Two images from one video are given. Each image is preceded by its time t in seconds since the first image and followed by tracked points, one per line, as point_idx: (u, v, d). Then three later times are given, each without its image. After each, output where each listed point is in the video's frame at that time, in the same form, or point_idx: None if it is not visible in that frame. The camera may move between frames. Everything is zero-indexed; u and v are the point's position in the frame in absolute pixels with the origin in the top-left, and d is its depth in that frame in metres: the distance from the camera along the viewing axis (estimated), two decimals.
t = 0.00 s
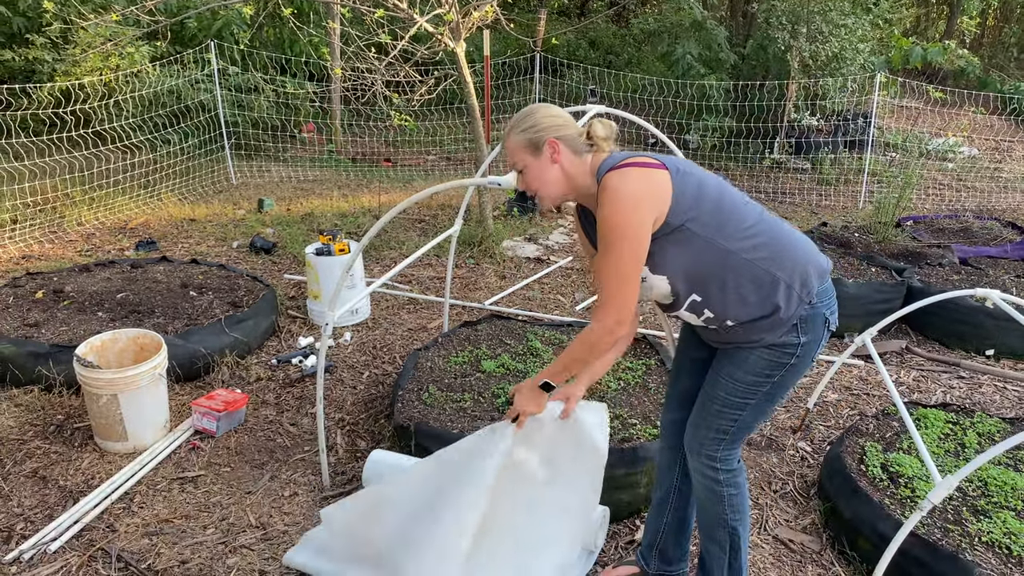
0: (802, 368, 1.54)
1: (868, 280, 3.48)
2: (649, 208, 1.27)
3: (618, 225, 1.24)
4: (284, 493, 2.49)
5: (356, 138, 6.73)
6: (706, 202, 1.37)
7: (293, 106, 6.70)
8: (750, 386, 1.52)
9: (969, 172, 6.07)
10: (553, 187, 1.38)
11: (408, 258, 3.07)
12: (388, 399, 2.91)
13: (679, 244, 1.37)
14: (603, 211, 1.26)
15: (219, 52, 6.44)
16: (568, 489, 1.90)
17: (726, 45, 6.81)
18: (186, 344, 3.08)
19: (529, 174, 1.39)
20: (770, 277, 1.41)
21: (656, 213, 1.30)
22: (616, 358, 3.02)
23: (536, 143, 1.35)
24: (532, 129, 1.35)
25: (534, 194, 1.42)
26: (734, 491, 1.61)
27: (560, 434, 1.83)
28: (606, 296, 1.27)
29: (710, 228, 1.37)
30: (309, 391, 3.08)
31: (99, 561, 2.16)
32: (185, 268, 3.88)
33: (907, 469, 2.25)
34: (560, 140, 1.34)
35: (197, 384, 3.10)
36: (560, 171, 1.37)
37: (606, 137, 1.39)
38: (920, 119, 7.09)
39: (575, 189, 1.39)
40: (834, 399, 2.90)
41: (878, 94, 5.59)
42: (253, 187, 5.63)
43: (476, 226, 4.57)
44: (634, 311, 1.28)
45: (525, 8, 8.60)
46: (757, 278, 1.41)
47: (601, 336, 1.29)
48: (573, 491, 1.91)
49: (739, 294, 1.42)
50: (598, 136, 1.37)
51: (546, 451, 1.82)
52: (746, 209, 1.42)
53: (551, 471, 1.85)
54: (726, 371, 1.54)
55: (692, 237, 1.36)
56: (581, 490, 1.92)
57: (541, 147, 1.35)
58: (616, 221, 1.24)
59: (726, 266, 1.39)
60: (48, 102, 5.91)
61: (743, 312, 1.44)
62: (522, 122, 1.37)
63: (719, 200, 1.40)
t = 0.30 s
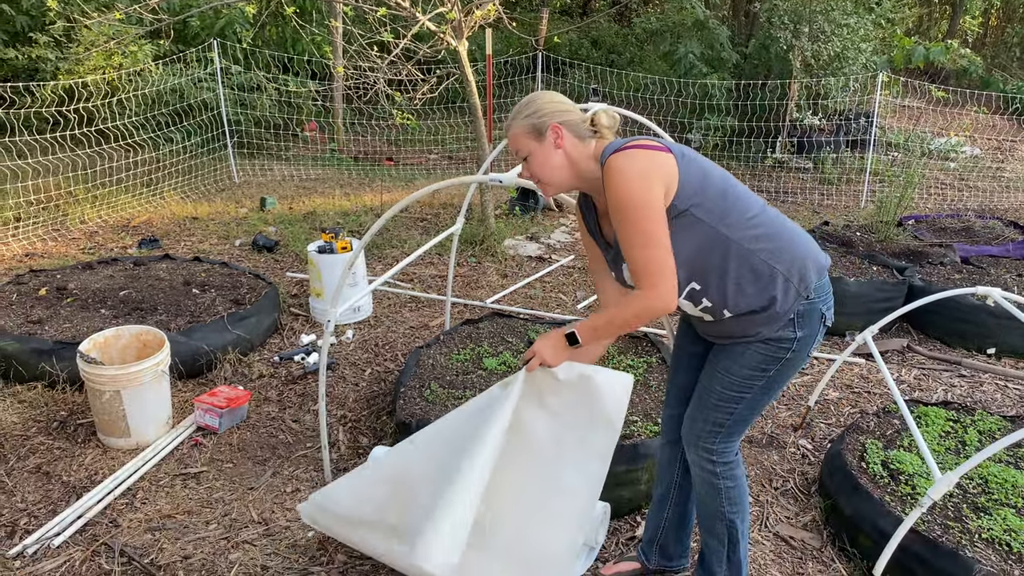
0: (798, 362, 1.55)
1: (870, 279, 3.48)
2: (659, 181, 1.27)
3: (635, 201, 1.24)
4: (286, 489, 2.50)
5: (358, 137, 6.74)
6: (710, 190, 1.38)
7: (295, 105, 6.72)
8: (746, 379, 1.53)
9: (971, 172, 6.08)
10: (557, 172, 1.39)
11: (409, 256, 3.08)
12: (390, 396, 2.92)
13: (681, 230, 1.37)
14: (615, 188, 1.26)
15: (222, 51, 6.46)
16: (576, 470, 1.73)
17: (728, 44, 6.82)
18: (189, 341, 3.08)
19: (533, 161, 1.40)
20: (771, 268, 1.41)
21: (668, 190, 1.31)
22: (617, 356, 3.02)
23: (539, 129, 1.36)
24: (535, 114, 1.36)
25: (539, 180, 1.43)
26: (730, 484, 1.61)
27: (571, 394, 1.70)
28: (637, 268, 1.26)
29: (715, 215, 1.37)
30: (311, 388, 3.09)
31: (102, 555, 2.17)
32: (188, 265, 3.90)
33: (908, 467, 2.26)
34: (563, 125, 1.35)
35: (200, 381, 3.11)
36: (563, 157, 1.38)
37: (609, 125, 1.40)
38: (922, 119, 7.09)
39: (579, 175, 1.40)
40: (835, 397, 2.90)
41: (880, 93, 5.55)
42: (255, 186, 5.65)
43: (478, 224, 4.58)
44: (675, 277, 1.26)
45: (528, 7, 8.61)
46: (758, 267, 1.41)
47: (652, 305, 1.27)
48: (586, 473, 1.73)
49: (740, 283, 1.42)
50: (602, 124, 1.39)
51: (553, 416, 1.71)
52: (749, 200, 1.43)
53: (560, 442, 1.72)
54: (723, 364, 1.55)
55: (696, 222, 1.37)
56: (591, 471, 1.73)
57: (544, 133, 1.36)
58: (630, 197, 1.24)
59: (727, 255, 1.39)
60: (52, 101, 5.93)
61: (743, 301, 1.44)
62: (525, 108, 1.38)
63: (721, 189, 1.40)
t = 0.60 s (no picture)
0: (804, 357, 1.55)
1: (870, 279, 3.48)
2: (658, 173, 1.29)
3: (638, 192, 1.25)
4: (288, 486, 2.51)
5: (358, 137, 6.76)
6: (709, 185, 1.39)
7: (297, 104, 6.74)
8: (753, 376, 1.54)
9: (972, 172, 6.09)
10: (553, 182, 1.41)
11: (411, 255, 3.09)
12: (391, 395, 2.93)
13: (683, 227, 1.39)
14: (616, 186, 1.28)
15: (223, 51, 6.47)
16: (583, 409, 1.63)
17: (729, 44, 6.82)
18: (191, 340, 3.09)
19: (530, 171, 1.42)
20: (772, 262, 1.42)
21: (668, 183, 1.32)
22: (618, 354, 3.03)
23: (533, 139, 1.38)
24: (531, 125, 1.39)
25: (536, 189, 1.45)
26: (739, 482, 1.62)
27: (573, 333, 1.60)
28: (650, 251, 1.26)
29: (715, 210, 1.39)
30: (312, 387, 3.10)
31: (105, 552, 2.18)
32: (189, 264, 3.91)
33: (907, 465, 2.27)
34: (557, 134, 1.38)
35: (202, 379, 3.12)
36: (559, 166, 1.40)
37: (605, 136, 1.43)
38: (922, 119, 7.11)
39: (576, 182, 1.41)
40: (834, 396, 2.91)
41: (881, 93, 5.53)
42: (257, 185, 5.67)
43: (478, 223, 4.59)
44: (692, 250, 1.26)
45: (529, 7, 8.62)
46: (759, 262, 1.42)
47: (674, 275, 1.25)
48: (589, 423, 1.63)
49: (742, 278, 1.43)
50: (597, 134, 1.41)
51: (555, 358, 1.62)
52: (749, 196, 1.44)
53: (565, 386, 1.63)
54: (730, 363, 1.55)
55: (695, 217, 1.39)
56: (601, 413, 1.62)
57: (538, 143, 1.38)
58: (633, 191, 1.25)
59: (729, 250, 1.40)
60: (53, 101, 5.94)
61: (747, 297, 1.45)
62: (520, 119, 1.41)
63: (721, 185, 1.41)
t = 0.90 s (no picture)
0: (804, 356, 1.57)
1: (868, 280, 3.50)
2: (648, 164, 1.31)
3: (628, 182, 1.27)
4: (289, 485, 2.52)
5: (356, 138, 6.78)
6: (703, 187, 1.42)
7: (296, 105, 6.75)
8: (755, 376, 1.55)
9: (969, 173, 6.12)
10: (548, 193, 1.43)
11: (410, 256, 3.10)
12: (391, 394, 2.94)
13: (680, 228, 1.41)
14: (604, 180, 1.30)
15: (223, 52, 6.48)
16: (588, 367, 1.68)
17: (727, 46, 6.85)
18: (192, 339, 3.10)
19: (525, 182, 1.45)
20: (768, 261, 1.44)
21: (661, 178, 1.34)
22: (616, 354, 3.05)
23: (527, 151, 1.41)
24: (525, 138, 1.42)
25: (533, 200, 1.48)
26: (741, 481, 1.63)
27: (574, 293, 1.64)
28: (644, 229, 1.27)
29: (709, 211, 1.41)
30: (313, 387, 3.12)
31: (106, 549, 2.19)
32: (190, 264, 3.92)
33: (903, 463, 2.29)
34: (550, 147, 1.40)
35: (202, 379, 3.13)
36: (552, 178, 1.41)
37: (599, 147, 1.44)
38: (920, 121, 7.14)
39: (569, 194, 1.42)
40: (832, 395, 2.93)
41: (878, 95, 5.56)
42: (256, 186, 5.68)
43: (477, 224, 4.61)
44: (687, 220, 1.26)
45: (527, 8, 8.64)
46: (756, 261, 1.44)
47: (671, 241, 1.25)
48: (598, 379, 1.67)
49: (739, 278, 1.45)
50: (593, 147, 1.43)
51: (559, 319, 1.68)
52: (743, 196, 1.46)
53: (570, 346, 1.69)
54: (732, 362, 1.57)
55: (691, 217, 1.41)
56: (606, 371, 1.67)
57: (532, 155, 1.41)
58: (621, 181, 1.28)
59: (727, 247, 1.42)
60: (53, 101, 5.95)
61: (745, 297, 1.46)
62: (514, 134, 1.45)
63: (716, 186, 1.44)
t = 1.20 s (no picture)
0: (802, 359, 1.58)
1: (865, 281, 3.53)
2: (649, 169, 1.32)
3: (629, 188, 1.28)
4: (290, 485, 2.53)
5: (353, 140, 6.80)
6: (704, 189, 1.43)
7: (293, 107, 6.76)
8: (752, 377, 1.57)
9: (964, 175, 6.17)
10: (549, 193, 1.45)
11: (410, 258, 3.11)
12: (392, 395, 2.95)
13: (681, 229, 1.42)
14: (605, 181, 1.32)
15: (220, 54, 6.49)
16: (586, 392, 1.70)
17: (723, 48, 6.88)
18: (192, 341, 3.11)
19: (527, 182, 1.46)
20: (768, 265, 1.46)
21: (662, 182, 1.35)
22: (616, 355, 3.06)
23: (529, 151, 1.43)
24: (528, 137, 1.43)
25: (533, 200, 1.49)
26: (738, 481, 1.65)
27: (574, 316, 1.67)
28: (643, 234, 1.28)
29: (709, 214, 1.42)
30: (313, 388, 3.13)
31: (109, 550, 2.19)
32: (189, 266, 3.93)
33: (902, 463, 2.30)
34: (552, 146, 1.41)
35: (202, 380, 3.14)
36: (554, 178, 1.43)
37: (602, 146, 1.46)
38: (915, 123, 7.19)
39: (571, 193, 1.44)
40: (830, 396, 2.95)
41: (874, 98, 5.59)
42: (253, 187, 5.69)
43: (476, 225, 4.63)
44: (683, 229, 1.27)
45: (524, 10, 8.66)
46: (756, 264, 1.45)
47: (670, 255, 1.25)
48: (596, 403, 1.69)
49: (739, 281, 1.46)
50: (595, 145, 1.45)
51: (556, 343, 1.70)
52: (742, 199, 1.48)
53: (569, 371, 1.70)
54: (729, 364, 1.59)
55: (691, 220, 1.42)
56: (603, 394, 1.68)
57: (534, 154, 1.42)
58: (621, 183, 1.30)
59: (726, 251, 1.44)
60: (51, 103, 5.94)
61: (744, 301, 1.48)
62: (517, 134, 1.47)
63: (716, 189, 1.45)
